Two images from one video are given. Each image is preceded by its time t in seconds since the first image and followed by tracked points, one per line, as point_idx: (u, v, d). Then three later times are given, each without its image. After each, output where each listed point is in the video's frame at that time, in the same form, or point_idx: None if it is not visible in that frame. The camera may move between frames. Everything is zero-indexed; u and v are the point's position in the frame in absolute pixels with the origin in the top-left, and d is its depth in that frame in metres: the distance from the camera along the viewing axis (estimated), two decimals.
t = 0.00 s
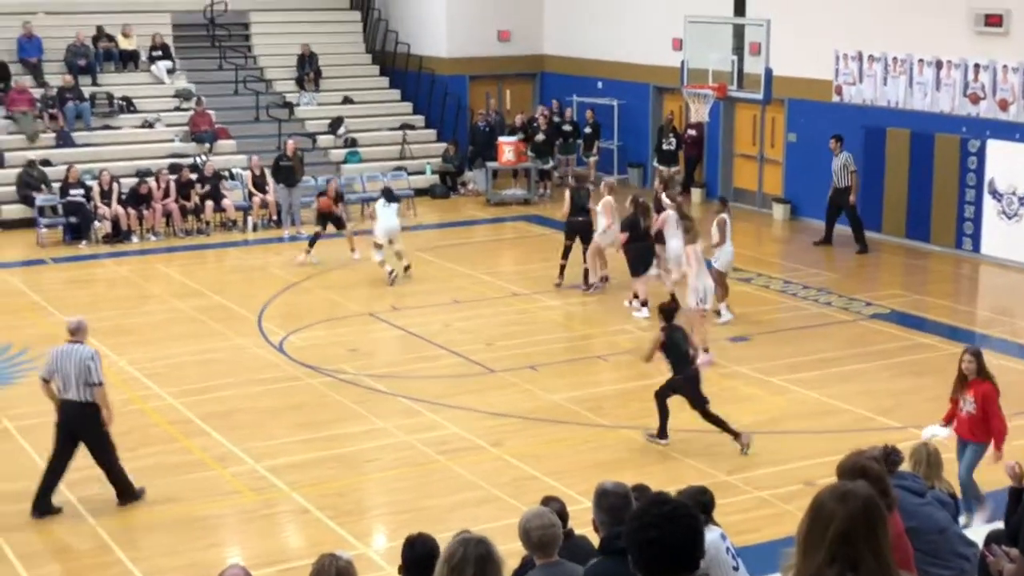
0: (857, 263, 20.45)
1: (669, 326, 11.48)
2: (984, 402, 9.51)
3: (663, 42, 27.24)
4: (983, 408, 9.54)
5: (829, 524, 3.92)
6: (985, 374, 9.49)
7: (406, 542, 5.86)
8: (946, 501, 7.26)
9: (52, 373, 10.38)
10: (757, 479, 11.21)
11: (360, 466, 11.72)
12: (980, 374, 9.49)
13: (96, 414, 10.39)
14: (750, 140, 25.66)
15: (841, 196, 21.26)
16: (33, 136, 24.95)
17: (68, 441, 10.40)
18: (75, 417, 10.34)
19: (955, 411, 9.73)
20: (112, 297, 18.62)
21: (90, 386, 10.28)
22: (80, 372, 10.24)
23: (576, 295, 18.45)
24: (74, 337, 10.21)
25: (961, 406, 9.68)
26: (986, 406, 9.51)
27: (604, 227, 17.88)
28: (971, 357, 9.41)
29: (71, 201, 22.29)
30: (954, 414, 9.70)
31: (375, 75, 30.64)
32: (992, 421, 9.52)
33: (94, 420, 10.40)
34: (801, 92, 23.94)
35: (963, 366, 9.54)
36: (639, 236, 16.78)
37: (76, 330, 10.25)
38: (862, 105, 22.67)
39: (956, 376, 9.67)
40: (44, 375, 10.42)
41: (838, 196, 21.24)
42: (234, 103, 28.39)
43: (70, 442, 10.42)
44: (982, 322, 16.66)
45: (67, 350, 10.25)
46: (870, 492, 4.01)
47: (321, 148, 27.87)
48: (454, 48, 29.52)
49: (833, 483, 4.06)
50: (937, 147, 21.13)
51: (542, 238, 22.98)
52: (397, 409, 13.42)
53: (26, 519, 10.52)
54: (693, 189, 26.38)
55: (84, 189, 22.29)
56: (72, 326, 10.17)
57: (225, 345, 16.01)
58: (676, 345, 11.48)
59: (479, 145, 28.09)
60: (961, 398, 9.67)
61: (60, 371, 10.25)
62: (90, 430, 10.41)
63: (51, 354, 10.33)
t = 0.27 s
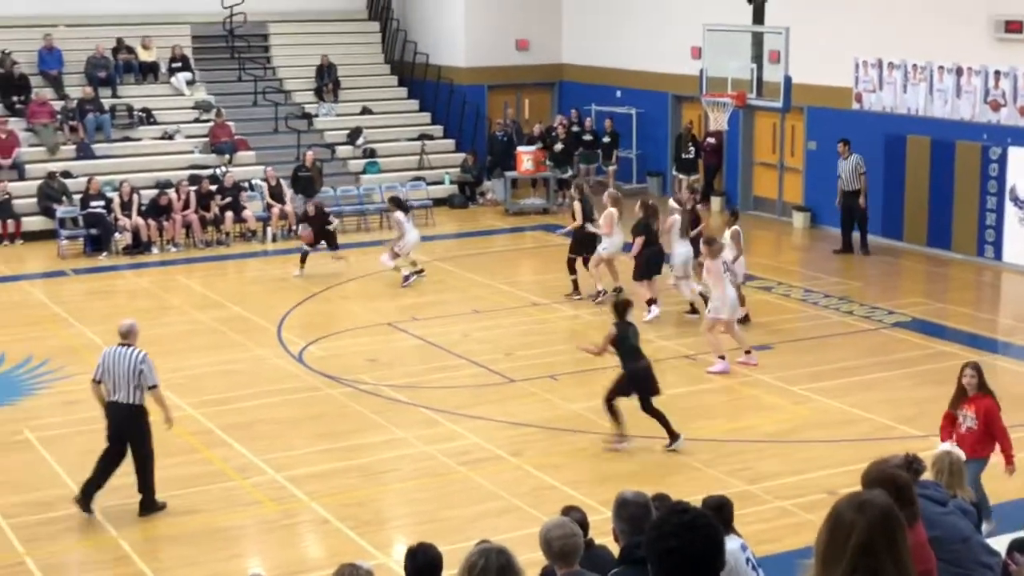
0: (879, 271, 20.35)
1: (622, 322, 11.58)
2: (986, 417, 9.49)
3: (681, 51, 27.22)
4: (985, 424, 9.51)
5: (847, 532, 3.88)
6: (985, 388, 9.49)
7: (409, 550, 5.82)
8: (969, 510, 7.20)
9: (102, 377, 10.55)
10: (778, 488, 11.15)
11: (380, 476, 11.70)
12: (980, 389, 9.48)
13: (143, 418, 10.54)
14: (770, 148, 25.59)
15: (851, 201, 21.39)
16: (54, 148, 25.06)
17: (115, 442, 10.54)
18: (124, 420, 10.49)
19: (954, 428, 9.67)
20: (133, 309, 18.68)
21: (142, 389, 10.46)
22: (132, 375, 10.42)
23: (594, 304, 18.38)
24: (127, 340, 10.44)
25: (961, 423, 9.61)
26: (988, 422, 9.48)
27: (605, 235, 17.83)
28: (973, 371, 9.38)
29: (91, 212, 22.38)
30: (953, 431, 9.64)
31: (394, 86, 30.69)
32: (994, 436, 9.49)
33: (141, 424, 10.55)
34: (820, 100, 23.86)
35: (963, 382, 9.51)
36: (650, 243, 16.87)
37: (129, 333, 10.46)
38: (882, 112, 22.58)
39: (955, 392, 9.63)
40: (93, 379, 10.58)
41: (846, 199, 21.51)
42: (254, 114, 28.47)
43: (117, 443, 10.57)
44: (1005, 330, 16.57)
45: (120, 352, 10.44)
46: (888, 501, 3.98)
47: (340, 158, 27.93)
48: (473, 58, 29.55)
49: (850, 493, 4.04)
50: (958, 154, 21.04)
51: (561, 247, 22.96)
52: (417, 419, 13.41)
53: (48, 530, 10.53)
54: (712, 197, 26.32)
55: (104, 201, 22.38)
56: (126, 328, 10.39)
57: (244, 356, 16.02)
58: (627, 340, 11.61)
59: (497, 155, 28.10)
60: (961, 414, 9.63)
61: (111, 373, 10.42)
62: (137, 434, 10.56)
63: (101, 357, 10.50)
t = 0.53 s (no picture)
0: (892, 276, 20.30)
1: (569, 328, 12.00)
2: (978, 427, 9.59)
3: (693, 56, 27.21)
4: (977, 434, 9.61)
5: (859, 537, 3.87)
6: (980, 398, 9.61)
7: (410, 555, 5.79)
8: (983, 515, 7.18)
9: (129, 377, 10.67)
10: (792, 494, 11.12)
11: (393, 481, 11.70)
12: (974, 399, 9.60)
13: (169, 418, 10.66)
14: (782, 154, 25.54)
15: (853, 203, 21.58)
16: (67, 154, 25.16)
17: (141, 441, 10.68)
18: (149, 420, 10.61)
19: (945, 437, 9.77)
20: (146, 314, 18.73)
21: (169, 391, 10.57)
22: (158, 377, 10.53)
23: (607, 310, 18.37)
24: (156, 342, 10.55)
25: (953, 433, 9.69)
26: (980, 433, 9.58)
27: (606, 241, 17.96)
28: (968, 379, 9.52)
29: (104, 218, 22.45)
30: (946, 440, 9.73)
31: (406, 92, 30.73)
32: (984, 447, 9.57)
33: (167, 426, 10.66)
34: (833, 105, 23.81)
35: (958, 391, 9.63)
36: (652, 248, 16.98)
37: (157, 335, 10.56)
38: (894, 117, 22.53)
39: (949, 401, 9.73)
40: (120, 380, 10.69)
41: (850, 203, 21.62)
42: (266, 120, 28.53)
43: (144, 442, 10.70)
44: (1018, 335, 16.50)
45: (147, 354, 10.54)
46: (899, 508, 3.96)
47: (352, 164, 27.98)
48: (485, 64, 29.57)
49: (861, 500, 4.02)
50: (971, 159, 20.98)
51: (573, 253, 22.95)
52: (429, 425, 13.41)
53: (62, 535, 10.56)
54: (725, 202, 26.27)
55: (117, 207, 22.45)
56: (154, 330, 10.49)
57: (257, 361, 16.05)
58: (572, 346, 11.98)
59: (509, 160, 28.11)
60: (953, 423, 9.73)
61: (139, 374, 10.54)
62: (162, 435, 10.66)
63: (129, 357, 10.61)
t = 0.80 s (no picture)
0: (895, 278, 20.31)
1: (522, 333, 11.97)
2: (951, 435, 9.59)
3: (695, 59, 27.21)
4: (950, 443, 9.60)
5: (861, 540, 3.87)
6: (953, 407, 9.64)
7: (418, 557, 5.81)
8: (985, 518, 7.18)
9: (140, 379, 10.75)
10: (794, 497, 11.12)
11: (395, 484, 11.71)
12: (947, 408, 9.63)
13: (180, 419, 10.73)
14: (784, 156, 25.54)
15: (852, 204, 21.83)
16: (70, 157, 25.20)
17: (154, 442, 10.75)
18: (162, 420, 10.69)
19: (918, 447, 9.75)
20: (148, 317, 18.73)
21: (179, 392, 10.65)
22: (168, 377, 10.61)
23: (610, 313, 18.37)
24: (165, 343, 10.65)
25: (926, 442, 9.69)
26: (953, 441, 9.57)
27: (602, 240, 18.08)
28: (943, 387, 9.55)
29: (106, 221, 22.47)
30: (919, 450, 9.72)
31: (408, 95, 30.74)
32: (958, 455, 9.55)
33: (178, 426, 10.73)
34: (835, 107, 23.80)
35: (931, 400, 9.66)
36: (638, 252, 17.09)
37: (165, 336, 10.65)
38: (896, 120, 22.53)
39: (923, 410, 9.74)
40: (129, 383, 10.76)
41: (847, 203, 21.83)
42: (268, 123, 28.55)
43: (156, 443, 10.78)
44: (1020, 338, 16.50)
45: (157, 355, 10.64)
46: (901, 511, 3.97)
47: (354, 167, 28.02)
48: (487, 67, 29.58)
49: (863, 502, 4.02)
50: (973, 162, 21.00)
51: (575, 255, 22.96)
52: (431, 427, 13.42)
53: (64, 538, 10.58)
54: (726, 205, 26.28)
55: (119, 210, 22.47)
56: (162, 332, 10.57)
57: (259, 364, 16.07)
58: (526, 352, 11.95)
59: (511, 162, 28.12)
60: (927, 432, 9.72)
61: (149, 375, 10.62)
62: (174, 434, 10.73)
63: (139, 359, 10.71)
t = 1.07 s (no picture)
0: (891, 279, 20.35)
1: (486, 325, 11.99)
2: (916, 436, 9.17)
3: (690, 60, 27.23)
4: (915, 445, 9.18)
5: (855, 542, 3.87)
6: (918, 407, 9.23)
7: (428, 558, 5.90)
8: (980, 518, 7.20)
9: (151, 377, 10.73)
10: (789, 497, 11.14)
11: (391, 486, 11.72)
12: (911, 408, 9.23)
13: (191, 418, 10.64)
14: (779, 157, 25.57)
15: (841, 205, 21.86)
16: (65, 159, 25.16)
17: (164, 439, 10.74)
18: (168, 420, 10.64)
19: (883, 448, 9.33)
20: (143, 319, 18.72)
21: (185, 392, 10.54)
22: (173, 378, 10.51)
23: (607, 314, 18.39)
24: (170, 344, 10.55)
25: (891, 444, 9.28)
26: (919, 442, 9.15)
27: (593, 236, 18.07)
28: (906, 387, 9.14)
29: (101, 223, 22.45)
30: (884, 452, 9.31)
31: (403, 96, 30.74)
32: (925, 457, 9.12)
33: (189, 425, 10.67)
34: (830, 109, 23.81)
35: (895, 401, 9.26)
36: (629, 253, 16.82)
37: (173, 336, 10.57)
38: (891, 121, 22.56)
39: (887, 412, 9.34)
40: (138, 383, 10.73)
41: (839, 204, 21.84)
42: (264, 125, 28.55)
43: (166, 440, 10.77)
44: (1015, 338, 16.53)
45: (163, 355, 10.55)
46: (895, 512, 3.97)
47: (349, 168, 28.03)
48: (482, 68, 29.58)
49: (857, 503, 4.03)
50: (968, 163, 21.02)
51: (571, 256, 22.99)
52: (427, 429, 13.42)
53: (60, 540, 10.57)
54: (722, 206, 26.32)
55: (114, 212, 22.47)
56: (169, 331, 10.52)
57: (255, 366, 16.06)
58: (486, 344, 11.95)
59: (507, 164, 28.11)
60: (891, 433, 9.31)
61: (156, 376, 10.56)
62: (187, 432, 10.68)
63: (148, 359, 10.65)
